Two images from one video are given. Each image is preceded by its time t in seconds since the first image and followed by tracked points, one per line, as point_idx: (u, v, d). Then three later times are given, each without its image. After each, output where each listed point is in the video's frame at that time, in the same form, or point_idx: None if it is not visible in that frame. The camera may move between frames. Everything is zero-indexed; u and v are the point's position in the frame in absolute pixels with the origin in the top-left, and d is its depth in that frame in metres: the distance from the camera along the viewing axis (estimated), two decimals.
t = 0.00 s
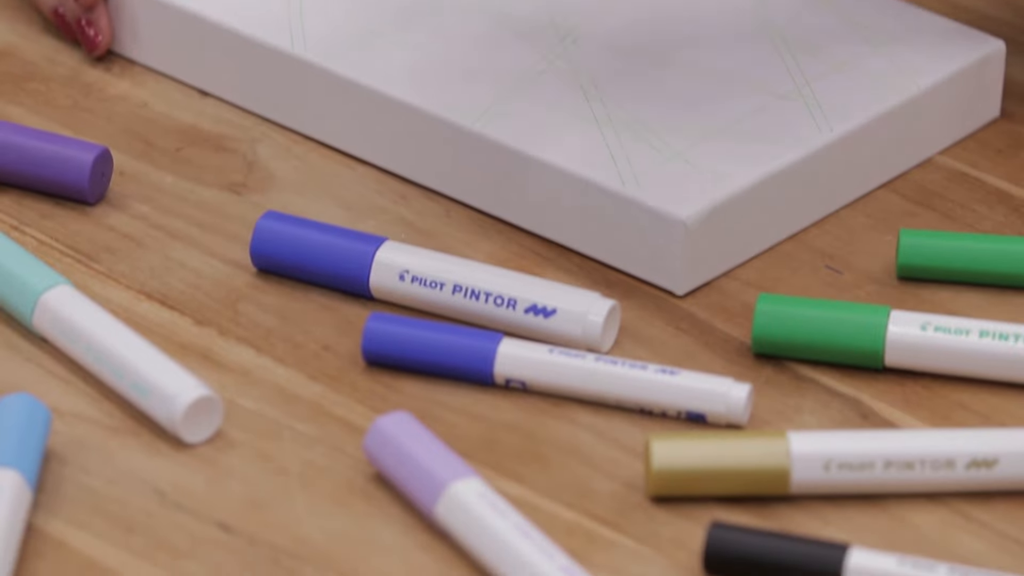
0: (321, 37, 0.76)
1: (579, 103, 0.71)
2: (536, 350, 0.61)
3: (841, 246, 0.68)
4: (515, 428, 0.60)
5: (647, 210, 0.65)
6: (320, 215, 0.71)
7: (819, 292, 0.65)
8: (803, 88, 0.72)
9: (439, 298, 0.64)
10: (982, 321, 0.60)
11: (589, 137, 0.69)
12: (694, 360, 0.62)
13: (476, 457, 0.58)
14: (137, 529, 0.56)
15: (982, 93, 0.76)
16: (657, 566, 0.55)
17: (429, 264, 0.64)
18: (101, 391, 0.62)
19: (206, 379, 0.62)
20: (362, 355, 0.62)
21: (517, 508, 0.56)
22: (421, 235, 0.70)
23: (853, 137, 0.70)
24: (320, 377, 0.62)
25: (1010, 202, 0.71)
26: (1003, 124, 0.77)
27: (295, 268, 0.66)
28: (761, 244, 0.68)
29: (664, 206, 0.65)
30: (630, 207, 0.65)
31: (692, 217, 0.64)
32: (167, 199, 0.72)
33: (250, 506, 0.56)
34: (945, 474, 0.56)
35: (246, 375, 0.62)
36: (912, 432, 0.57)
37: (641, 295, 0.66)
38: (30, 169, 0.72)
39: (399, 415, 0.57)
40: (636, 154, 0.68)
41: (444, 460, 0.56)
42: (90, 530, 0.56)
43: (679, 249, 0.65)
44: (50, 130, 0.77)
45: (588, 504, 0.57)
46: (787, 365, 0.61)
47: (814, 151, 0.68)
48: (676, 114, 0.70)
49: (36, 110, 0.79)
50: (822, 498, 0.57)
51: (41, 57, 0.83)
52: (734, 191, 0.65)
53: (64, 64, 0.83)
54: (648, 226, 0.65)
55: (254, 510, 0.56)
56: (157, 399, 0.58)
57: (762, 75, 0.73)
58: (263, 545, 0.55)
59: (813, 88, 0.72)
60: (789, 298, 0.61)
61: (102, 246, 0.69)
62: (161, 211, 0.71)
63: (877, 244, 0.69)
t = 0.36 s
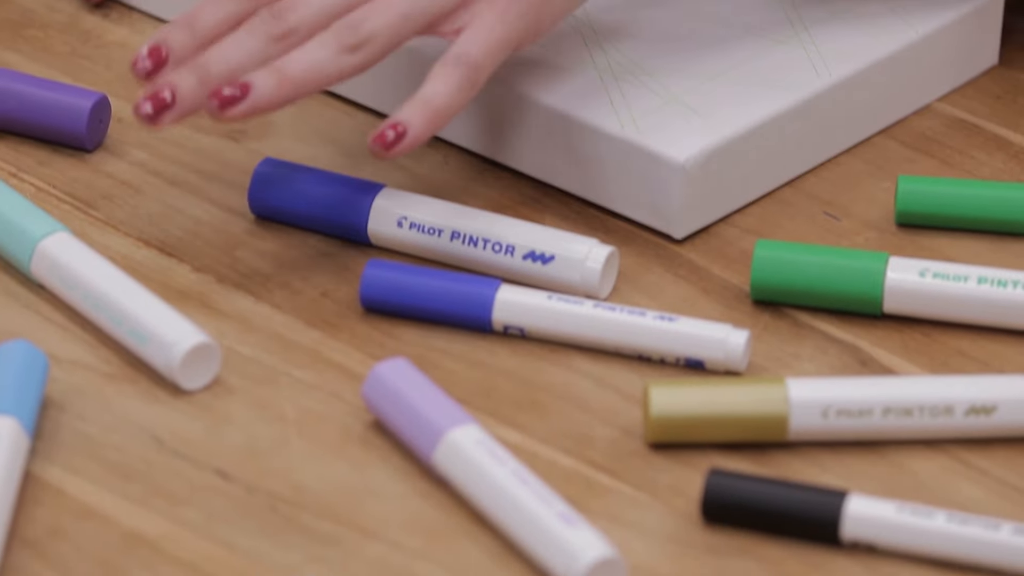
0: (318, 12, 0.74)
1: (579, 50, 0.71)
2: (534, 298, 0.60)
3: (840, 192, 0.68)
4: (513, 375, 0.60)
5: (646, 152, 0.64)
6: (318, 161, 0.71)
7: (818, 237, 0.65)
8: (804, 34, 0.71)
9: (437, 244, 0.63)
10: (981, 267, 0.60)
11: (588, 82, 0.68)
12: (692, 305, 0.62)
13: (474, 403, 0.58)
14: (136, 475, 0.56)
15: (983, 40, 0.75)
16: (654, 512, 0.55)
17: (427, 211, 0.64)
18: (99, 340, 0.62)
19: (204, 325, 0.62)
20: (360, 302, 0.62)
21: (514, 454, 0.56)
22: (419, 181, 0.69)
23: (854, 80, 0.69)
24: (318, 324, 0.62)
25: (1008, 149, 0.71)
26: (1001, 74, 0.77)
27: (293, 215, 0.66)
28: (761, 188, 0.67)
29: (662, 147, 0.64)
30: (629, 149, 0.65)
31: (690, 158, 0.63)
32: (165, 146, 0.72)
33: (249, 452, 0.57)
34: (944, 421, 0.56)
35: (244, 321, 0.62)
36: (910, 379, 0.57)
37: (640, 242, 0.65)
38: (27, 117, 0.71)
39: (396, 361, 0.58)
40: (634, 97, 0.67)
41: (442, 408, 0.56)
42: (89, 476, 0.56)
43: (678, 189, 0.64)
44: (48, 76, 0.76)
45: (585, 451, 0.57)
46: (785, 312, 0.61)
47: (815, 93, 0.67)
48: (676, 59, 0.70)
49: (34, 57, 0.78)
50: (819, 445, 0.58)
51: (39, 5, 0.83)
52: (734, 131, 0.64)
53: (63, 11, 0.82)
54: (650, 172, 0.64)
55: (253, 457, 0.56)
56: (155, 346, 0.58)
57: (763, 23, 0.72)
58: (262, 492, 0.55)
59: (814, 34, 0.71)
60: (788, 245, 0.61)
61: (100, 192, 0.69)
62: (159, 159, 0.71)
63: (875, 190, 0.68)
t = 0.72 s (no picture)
0: None
1: (575, 14, 0.70)
2: (530, 261, 0.60)
3: (838, 156, 0.68)
4: (510, 339, 0.60)
5: (642, 116, 0.64)
6: (315, 125, 0.71)
7: (815, 200, 0.65)
8: None
9: (433, 208, 0.63)
10: (979, 232, 0.60)
11: (585, 45, 0.68)
12: (688, 269, 0.61)
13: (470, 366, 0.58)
14: (132, 441, 0.56)
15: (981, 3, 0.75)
16: (649, 478, 0.55)
17: (424, 175, 0.64)
18: (96, 305, 0.62)
19: (200, 289, 0.62)
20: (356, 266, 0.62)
21: (510, 418, 0.56)
22: (415, 144, 0.69)
23: (852, 42, 0.68)
24: (314, 288, 0.62)
25: (1006, 112, 0.71)
26: (998, 37, 0.76)
27: (289, 178, 0.66)
28: (758, 152, 0.67)
29: (658, 111, 0.63)
30: (624, 113, 0.64)
31: (686, 121, 0.63)
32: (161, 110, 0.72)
33: (245, 418, 0.57)
34: (941, 385, 0.56)
35: (240, 286, 0.62)
36: (907, 343, 0.57)
37: (637, 205, 0.65)
38: (23, 80, 0.71)
39: (393, 325, 0.58)
40: (631, 60, 0.67)
41: (438, 372, 0.56)
42: (86, 441, 0.56)
43: (674, 154, 0.63)
44: (43, 40, 0.76)
45: (582, 416, 0.57)
46: (782, 276, 0.61)
47: (812, 56, 0.67)
48: (673, 22, 0.69)
49: (29, 20, 0.78)
50: (816, 409, 0.58)
51: None
52: (730, 95, 0.64)
53: None
54: (647, 135, 0.64)
55: (249, 422, 0.57)
56: (152, 310, 0.58)
57: None
58: (259, 458, 0.55)
59: None
60: (785, 209, 0.61)
61: (96, 156, 0.69)
62: (155, 122, 0.71)
63: (872, 154, 0.68)
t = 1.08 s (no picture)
0: None
1: None
2: (532, 239, 0.60)
3: (839, 133, 0.67)
4: (511, 316, 0.60)
5: (642, 96, 0.63)
6: (315, 102, 0.70)
7: (817, 178, 0.65)
8: None
9: (435, 185, 0.63)
10: (981, 210, 0.59)
11: (585, 24, 0.67)
12: (690, 246, 0.61)
13: (471, 344, 0.58)
14: (134, 419, 0.56)
15: None
16: (650, 455, 0.56)
17: (425, 152, 0.64)
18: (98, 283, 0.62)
19: (201, 266, 0.62)
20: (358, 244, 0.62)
21: (511, 396, 0.56)
22: (417, 122, 0.69)
23: (854, 21, 0.68)
24: (315, 266, 0.62)
25: (1006, 90, 0.70)
26: (1000, 13, 0.76)
27: (290, 156, 0.66)
28: (758, 131, 0.67)
29: (658, 91, 0.63)
30: (625, 93, 0.64)
31: (686, 103, 0.62)
32: (163, 87, 0.71)
33: (247, 396, 0.57)
34: (943, 362, 0.56)
35: (242, 263, 0.62)
36: (907, 320, 0.57)
37: (638, 183, 0.65)
38: (23, 58, 0.71)
39: (394, 303, 0.58)
40: (631, 40, 0.66)
41: (439, 351, 0.56)
42: (88, 419, 0.56)
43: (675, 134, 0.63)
44: (44, 18, 0.76)
45: (583, 394, 0.57)
46: (784, 254, 0.61)
47: (814, 35, 0.66)
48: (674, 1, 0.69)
49: None
50: (817, 387, 0.58)
51: None
52: (731, 75, 0.64)
53: None
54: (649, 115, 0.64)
55: (251, 400, 0.57)
56: (153, 288, 0.58)
57: None
58: (261, 435, 0.56)
59: None
60: (786, 187, 0.61)
61: (97, 134, 0.69)
62: (156, 100, 0.71)
63: (874, 132, 0.68)
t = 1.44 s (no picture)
0: None
1: None
2: (527, 217, 0.60)
3: (835, 112, 0.67)
4: (507, 294, 0.60)
5: (638, 74, 0.63)
6: (310, 79, 0.70)
7: (813, 156, 0.64)
8: None
9: (430, 163, 0.63)
10: (977, 188, 0.59)
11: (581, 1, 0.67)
12: (686, 224, 0.61)
13: (467, 322, 0.58)
14: (130, 397, 0.56)
15: None
16: (646, 433, 0.56)
17: (421, 130, 0.63)
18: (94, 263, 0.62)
19: (197, 244, 0.62)
20: (354, 222, 0.62)
21: (507, 374, 0.56)
22: (412, 99, 0.69)
23: None
24: (310, 244, 0.62)
25: (1004, 67, 0.70)
26: None
27: (286, 133, 0.66)
28: (754, 108, 0.67)
29: (654, 69, 0.63)
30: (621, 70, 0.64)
31: (682, 81, 0.62)
32: (159, 65, 0.71)
33: (242, 374, 0.57)
34: (938, 340, 0.56)
35: (237, 242, 0.62)
36: (903, 297, 0.57)
37: (633, 160, 0.65)
38: (19, 36, 0.71)
39: (390, 281, 0.58)
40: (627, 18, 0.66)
41: (434, 328, 0.56)
42: (83, 397, 0.56)
43: (670, 112, 0.63)
44: None
45: (579, 372, 0.57)
46: (780, 232, 0.61)
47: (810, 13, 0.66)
48: None
49: None
50: (813, 364, 0.58)
51: None
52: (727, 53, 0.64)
53: None
54: (645, 92, 0.64)
55: (247, 379, 0.57)
56: (149, 266, 0.58)
57: None
58: (256, 414, 0.56)
59: None
60: (782, 165, 0.61)
61: (93, 111, 0.68)
62: (152, 78, 0.71)
63: (870, 109, 0.68)
